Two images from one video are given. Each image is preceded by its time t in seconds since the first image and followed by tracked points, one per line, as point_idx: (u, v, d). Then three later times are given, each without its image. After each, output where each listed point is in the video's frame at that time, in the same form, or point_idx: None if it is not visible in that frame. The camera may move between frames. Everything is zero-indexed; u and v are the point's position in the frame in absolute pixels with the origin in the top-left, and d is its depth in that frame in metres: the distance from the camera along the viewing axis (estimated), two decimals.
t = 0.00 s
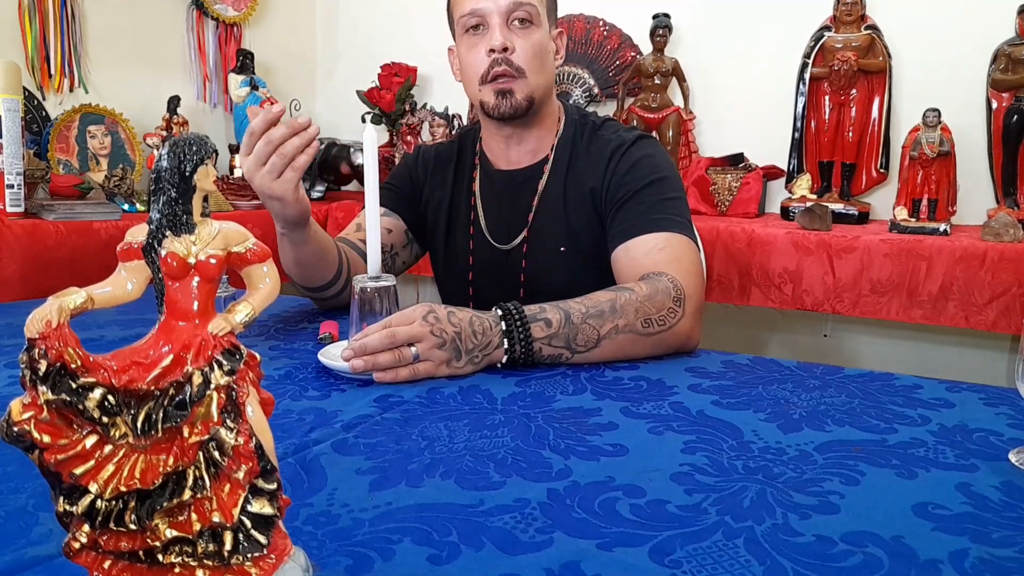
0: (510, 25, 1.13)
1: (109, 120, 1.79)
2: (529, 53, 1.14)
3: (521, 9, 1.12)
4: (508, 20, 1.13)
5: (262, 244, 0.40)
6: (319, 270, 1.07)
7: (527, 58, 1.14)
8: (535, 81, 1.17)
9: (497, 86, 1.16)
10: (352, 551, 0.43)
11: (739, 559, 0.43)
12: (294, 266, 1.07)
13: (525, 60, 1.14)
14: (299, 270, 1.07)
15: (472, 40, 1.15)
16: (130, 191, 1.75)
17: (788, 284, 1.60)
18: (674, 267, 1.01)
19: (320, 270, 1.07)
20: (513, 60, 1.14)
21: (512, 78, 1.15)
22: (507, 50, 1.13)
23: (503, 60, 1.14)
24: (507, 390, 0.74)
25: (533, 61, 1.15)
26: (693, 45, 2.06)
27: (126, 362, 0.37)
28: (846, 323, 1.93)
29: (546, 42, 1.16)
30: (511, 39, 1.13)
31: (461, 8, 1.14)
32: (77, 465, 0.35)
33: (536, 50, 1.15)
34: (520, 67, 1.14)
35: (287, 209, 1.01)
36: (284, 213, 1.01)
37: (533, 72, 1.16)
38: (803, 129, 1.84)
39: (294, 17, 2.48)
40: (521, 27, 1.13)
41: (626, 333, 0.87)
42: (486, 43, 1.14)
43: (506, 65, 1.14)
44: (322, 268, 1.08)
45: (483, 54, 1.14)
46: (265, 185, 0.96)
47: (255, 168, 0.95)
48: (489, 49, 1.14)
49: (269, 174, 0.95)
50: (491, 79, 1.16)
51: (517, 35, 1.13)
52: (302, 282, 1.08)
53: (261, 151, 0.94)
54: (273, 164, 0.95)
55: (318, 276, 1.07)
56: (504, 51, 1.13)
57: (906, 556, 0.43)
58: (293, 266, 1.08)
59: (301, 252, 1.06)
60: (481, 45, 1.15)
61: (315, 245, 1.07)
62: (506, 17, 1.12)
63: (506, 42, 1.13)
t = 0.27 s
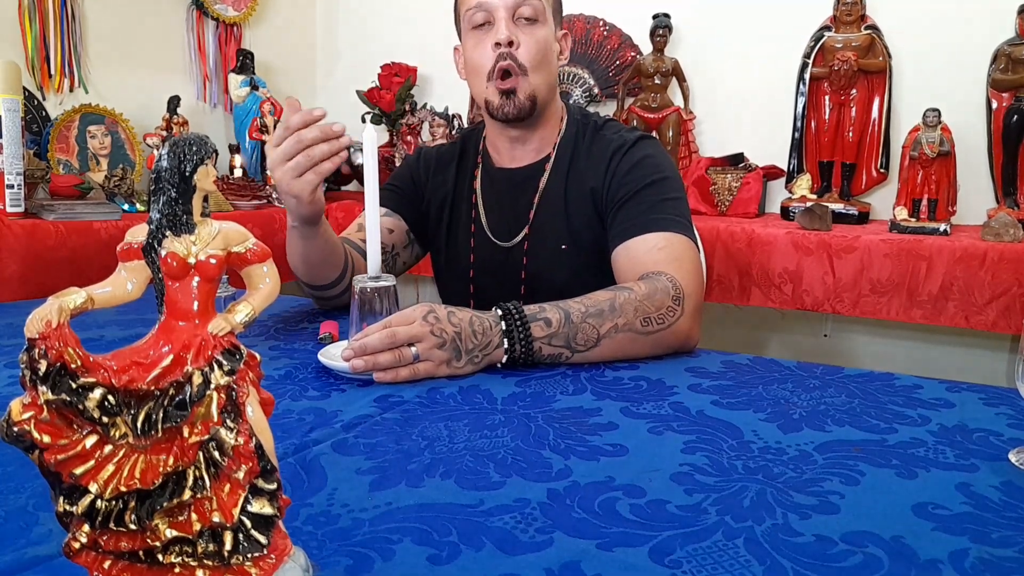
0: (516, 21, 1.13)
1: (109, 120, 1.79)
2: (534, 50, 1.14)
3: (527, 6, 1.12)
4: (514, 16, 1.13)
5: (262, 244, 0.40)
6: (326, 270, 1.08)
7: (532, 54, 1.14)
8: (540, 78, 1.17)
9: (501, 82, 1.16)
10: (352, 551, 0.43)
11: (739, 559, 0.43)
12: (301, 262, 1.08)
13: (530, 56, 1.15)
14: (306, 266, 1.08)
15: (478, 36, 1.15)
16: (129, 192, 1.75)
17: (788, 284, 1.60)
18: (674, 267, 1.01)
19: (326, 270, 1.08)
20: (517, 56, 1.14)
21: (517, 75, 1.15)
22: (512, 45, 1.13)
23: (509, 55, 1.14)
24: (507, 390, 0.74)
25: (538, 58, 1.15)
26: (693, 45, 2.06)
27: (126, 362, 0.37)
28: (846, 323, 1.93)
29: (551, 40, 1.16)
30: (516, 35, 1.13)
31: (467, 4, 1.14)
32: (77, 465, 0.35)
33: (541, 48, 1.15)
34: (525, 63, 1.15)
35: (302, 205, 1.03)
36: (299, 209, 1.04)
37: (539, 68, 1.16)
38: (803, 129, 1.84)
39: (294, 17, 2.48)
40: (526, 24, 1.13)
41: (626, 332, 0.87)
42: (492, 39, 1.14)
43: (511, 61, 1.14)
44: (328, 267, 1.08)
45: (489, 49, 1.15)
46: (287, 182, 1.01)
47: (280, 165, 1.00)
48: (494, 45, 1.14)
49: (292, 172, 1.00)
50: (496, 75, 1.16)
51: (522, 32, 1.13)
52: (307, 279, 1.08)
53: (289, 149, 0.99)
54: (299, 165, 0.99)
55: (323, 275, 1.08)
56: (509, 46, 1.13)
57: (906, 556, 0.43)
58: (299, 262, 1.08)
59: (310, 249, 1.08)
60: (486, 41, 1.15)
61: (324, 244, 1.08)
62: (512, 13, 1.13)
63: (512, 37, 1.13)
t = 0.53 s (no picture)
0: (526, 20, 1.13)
1: (109, 120, 1.79)
2: (546, 49, 1.14)
3: (536, 4, 1.13)
4: (524, 15, 1.13)
5: (262, 244, 0.40)
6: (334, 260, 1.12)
7: (546, 53, 1.14)
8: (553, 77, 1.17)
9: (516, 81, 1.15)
10: (352, 551, 0.43)
11: (739, 559, 0.43)
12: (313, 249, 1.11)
13: (544, 55, 1.14)
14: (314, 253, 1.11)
15: (489, 37, 1.15)
16: (129, 192, 1.75)
17: (788, 284, 1.60)
18: (675, 267, 1.01)
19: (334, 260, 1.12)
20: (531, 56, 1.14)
21: (531, 74, 1.15)
22: (525, 45, 1.13)
23: (523, 55, 1.14)
24: (507, 390, 0.74)
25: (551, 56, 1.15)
26: (693, 45, 2.06)
27: (126, 362, 0.37)
28: (846, 322, 1.93)
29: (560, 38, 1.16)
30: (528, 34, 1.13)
31: (474, 6, 1.14)
32: (77, 465, 0.36)
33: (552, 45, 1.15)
34: (539, 62, 1.14)
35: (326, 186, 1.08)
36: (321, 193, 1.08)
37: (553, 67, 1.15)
38: (803, 128, 1.84)
39: (294, 17, 2.48)
40: (536, 22, 1.14)
41: (626, 331, 0.87)
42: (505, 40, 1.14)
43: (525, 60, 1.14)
44: (336, 258, 1.12)
45: (502, 50, 1.14)
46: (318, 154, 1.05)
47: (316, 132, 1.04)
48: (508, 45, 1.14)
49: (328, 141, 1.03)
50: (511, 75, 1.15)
51: (533, 31, 1.13)
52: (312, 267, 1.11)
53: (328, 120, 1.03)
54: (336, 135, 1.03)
55: (330, 264, 1.11)
56: (523, 46, 1.13)
57: (906, 556, 0.43)
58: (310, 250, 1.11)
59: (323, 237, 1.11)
60: (498, 41, 1.15)
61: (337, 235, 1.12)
62: (522, 13, 1.13)
63: (524, 37, 1.13)
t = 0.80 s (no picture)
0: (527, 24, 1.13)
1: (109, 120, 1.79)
2: (546, 52, 1.14)
3: (537, 9, 1.12)
4: (524, 20, 1.13)
5: (262, 244, 0.40)
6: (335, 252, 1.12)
7: (545, 59, 1.14)
8: (552, 80, 1.16)
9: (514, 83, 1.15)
10: (352, 551, 0.43)
11: (739, 559, 0.43)
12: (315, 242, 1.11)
13: (543, 61, 1.14)
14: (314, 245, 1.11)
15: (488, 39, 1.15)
16: (129, 192, 1.75)
17: (788, 284, 1.59)
18: (676, 267, 1.01)
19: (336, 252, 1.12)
20: (531, 59, 1.13)
21: (530, 76, 1.14)
22: (524, 49, 1.13)
23: (521, 59, 1.13)
24: (507, 390, 0.74)
25: (551, 60, 1.15)
26: (693, 46, 2.06)
27: (126, 362, 0.37)
28: (846, 322, 1.93)
29: (561, 42, 1.16)
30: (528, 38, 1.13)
31: (476, 8, 1.14)
32: (77, 465, 0.36)
33: (552, 49, 1.15)
34: (539, 65, 1.14)
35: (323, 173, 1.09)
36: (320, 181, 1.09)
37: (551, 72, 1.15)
38: (803, 129, 1.84)
39: (294, 17, 2.48)
40: (537, 27, 1.14)
41: (626, 333, 0.88)
42: (504, 43, 1.13)
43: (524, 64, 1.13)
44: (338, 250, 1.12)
45: (500, 53, 1.14)
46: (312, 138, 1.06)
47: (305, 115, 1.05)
48: (506, 48, 1.13)
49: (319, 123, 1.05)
50: (509, 76, 1.14)
51: (533, 35, 1.13)
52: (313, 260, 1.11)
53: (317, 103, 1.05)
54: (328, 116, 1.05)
55: (332, 256, 1.12)
56: (522, 50, 1.13)
57: (906, 556, 0.43)
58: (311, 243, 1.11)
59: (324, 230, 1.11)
60: (498, 44, 1.14)
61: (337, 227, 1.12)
62: (522, 17, 1.13)
63: (524, 41, 1.13)
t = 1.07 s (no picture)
0: (522, 30, 1.12)
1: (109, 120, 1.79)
2: (539, 58, 1.14)
3: (533, 14, 1.11)
4: (520, 25, 1.12)
5: (262, 244, 0.40)
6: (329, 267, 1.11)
7: (537, 64, 1.14)
8: (544, 85, 1.16)
9: (504, 88, 1.15)
10: (352, 551, 0.43)
11: (739, 559, 0.43)
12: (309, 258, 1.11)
13: (535, 66, 1.14)
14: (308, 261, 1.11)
15: (483, 41, 1.15)
16: (129, 192, 1.75)
17: (788, 284, 1.60)
18: (677, 267, 1.01)
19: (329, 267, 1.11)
20: (522, 65, 1.13)
21: (521, 82, 1.14)
22: (516, 55, 1.13)
23: (513, 64, 1.13)
24: (507, 390, 0.74)
25: (543, 66, 1.14)
26: (693, 46, 2.06)
27: (126, 362, 0.37)
28: (846, 323, 1.93)
29: (558, 47, 1.15)
30: (521, 43, 1.12)
31: (473, 9, 1.13)
32: (77, 465, 0.35)
33: (547, 55, 1.14)
34: (530, 71, 1.13)
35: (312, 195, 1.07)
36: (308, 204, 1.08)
37: (543, 77, 1.15)
38: (803, 129, 1.84)
39: (294, 17, 2.48)
40: (533, 32, 1.13)
41: (626, 334, 0.88)
42: (496, 47, 1.13)
43: (515, 70, 1.13)
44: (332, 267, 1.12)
45: (493, 57, 1.14)
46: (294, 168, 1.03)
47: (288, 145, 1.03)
48: (498, 53, 1.13)
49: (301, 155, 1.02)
50: (499, 81, 1.14)
51: (528, 40, 1.12)
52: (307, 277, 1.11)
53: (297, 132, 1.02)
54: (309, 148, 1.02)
55: (327, 269, 1.11)
56: (514, 56, 1.12)
57: (906, 556, 0.43)
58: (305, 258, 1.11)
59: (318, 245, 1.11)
60: (491, 46, 1.14)
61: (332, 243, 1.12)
62: (518, 22, 1.12)
63: (516, 47, 1.12)
